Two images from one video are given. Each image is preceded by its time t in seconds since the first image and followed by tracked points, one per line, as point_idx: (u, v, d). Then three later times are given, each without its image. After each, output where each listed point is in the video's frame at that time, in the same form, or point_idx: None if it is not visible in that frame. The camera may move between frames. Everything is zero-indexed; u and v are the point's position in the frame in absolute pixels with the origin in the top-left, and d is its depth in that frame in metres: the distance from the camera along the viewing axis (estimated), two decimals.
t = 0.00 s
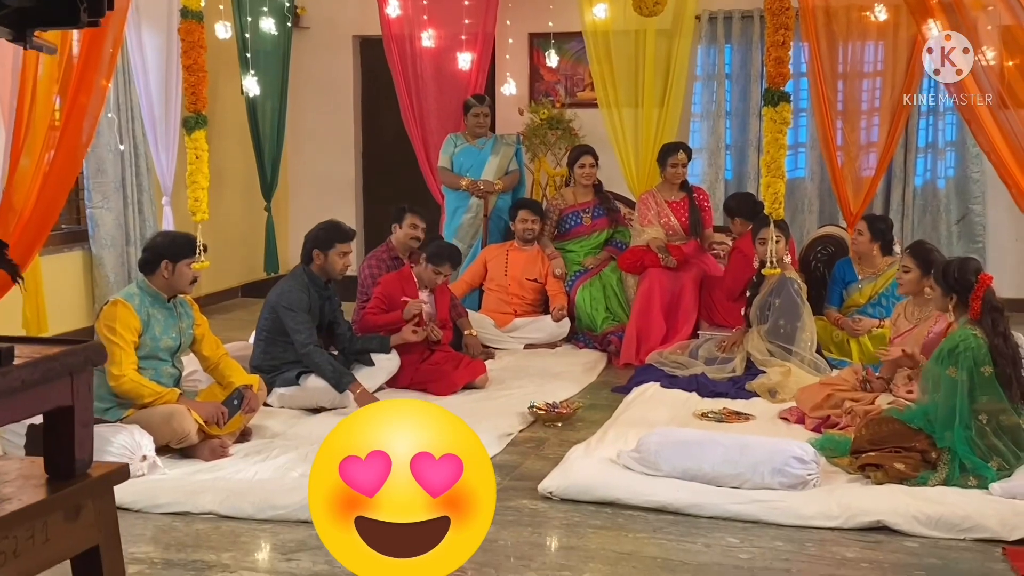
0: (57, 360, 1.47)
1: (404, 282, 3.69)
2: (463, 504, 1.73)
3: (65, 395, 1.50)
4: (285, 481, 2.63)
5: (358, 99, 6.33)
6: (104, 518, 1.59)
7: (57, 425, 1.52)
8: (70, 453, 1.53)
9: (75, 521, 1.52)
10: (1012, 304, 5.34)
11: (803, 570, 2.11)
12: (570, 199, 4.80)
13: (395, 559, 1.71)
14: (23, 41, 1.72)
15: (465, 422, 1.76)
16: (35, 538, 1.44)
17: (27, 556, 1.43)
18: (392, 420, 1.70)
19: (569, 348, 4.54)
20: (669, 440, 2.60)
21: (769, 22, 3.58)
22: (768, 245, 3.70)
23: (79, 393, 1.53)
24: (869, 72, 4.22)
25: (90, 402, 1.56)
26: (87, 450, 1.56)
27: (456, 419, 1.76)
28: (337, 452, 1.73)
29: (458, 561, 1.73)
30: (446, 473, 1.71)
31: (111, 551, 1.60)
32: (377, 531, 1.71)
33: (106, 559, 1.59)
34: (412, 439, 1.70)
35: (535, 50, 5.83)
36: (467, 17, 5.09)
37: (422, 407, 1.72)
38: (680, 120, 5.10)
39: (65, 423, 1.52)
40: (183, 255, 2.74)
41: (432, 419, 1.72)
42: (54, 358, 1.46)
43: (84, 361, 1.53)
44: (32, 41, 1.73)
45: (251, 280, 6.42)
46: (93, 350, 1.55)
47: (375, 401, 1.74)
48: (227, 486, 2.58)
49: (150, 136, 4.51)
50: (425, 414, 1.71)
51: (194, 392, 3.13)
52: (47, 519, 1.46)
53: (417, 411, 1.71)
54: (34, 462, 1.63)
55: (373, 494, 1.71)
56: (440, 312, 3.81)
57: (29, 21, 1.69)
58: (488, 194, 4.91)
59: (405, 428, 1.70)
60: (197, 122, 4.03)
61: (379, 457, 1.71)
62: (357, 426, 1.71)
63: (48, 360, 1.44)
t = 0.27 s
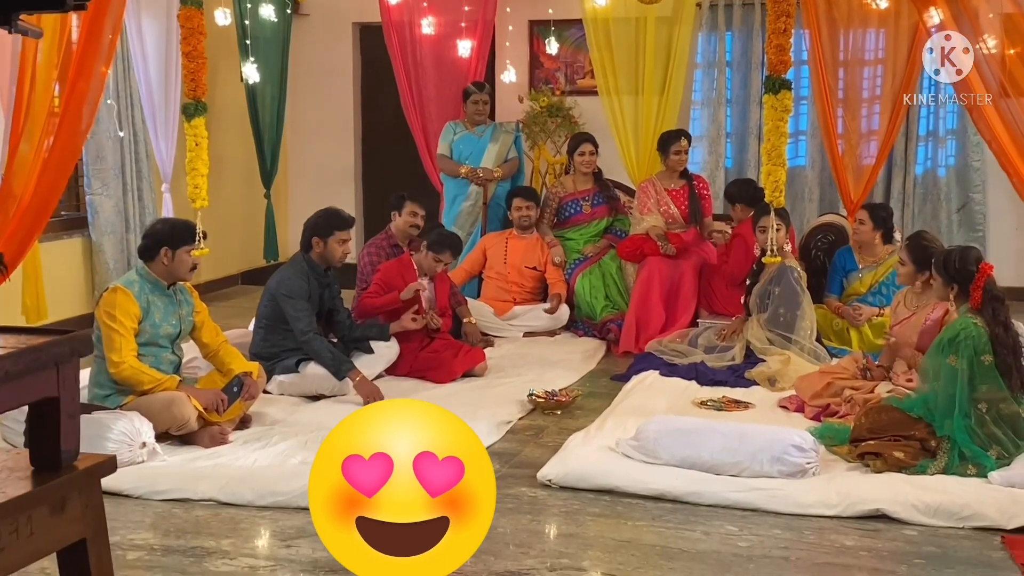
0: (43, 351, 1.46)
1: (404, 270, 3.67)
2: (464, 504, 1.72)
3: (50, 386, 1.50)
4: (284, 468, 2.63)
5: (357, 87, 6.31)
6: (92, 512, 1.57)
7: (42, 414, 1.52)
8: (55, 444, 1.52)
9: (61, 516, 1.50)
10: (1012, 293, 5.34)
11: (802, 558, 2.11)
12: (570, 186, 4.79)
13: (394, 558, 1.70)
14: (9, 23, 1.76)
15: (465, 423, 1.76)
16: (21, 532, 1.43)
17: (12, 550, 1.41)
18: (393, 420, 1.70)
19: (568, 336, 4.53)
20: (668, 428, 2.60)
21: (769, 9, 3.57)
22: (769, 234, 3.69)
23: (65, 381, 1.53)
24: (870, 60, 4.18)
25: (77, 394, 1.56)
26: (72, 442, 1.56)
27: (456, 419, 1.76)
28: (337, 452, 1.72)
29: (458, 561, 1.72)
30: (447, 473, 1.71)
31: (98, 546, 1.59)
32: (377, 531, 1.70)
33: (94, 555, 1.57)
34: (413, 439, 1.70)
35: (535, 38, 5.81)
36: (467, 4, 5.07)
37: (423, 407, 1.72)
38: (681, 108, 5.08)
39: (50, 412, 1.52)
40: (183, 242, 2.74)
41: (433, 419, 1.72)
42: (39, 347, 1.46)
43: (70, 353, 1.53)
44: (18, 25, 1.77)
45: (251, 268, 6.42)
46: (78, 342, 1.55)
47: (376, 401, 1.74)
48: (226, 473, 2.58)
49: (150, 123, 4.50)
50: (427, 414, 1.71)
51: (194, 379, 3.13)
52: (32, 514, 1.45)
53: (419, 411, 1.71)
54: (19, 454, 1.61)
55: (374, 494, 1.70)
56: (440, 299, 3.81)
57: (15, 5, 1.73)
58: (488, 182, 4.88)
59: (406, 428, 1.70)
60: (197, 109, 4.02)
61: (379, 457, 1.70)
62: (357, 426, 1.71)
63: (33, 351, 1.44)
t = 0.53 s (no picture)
0: (31, 345, 1.44)
1: (407, 260, 3.68)
2: (464, 504, 1.68)
3: (40, 380, 1.47)
4: (287, 457, 2.64)
5: (358, 76, 6.29)
6: (83, 508, 1.55)
7: (32, 410, 1.49)
8: (45, 440, 1.50)
9: (51, 512, 1.48)
10: (1014, 283, 5.33)
11: (804, 548, 2.11)
12: (572, 176, 4.78)
13: (394, 558, 1.65)
14: None
15: (464, 422, 1.71)
16: (10, 529, 1.41)
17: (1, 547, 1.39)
18: (392, 419, 1.66)
19: (570, 326, 4.53)
20: (671, 418, 2.61)
21: None
22: (771, 223, 3.67)
23: (54, 376, 1.50)
24: (873, 49, 4.19)
25: (66, 388, 1.53)
26: (64, 437, 1.53)
27: (456, 418, 1.71)
28: (336, 452, 1.67)
29: (458, 561, 1.68)
30: (447, 472, 1.66)
31: (89, 543, 1.57)
32: (376, 532, 1.65)
33: (85, 551, 1.55)
34: (413, 439, 1.65)
35: (537, 27, 5.79)
36: None
37: (423, 406, 1.68)
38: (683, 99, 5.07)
39: (40, 407, 1.49)
40: (185, 231, 2.74)
41: (433, 418, 1.68)
42: (27, 341, 1.43)
43: (60, 347, 1.50)
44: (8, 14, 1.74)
45: (254, 258, 6.42)
46: (68, 336, 1.51)
47: (375, 401, 1.70)
48: (229, 462, 2.58)
49: (152, 112, 4.49)
50: (426, 413, 1.67)
51: (196, 368, 3.13)
52: (21, 511, 1.42)
53: (418, 411, 1.66)
54: (10, 450, 1.60)
55: (373, 494, 1.65)
56: (442, 288, 3.82)
57: None
58: (489, 171, 4.86)
59: (405, 428, 1.66)
60: (199, 98, 4.01)
61: (379, 457, 1.66)
62: (356, 426, 1.66)
63: (22, 345, 1.41)
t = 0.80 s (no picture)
0: (17, 341, 1.43)
1: (410, 251, 3.68)
2: (464, 505, 1.65)
3: (26, 377, 1.47)
4: (289, 448, 2.64)
5: (359, 67, 6.27)
6: (69, 507, 1.55)
7: (18, 408, 1.49)
8: (31, 438, 1.49)
9: (37, 509, 1.48)
10: (1017, 274, 5.32)
11: (805, 539, 2.12)
12: (574, 166, 4.75)
13: (394, 558, 1.63)
14: None
15: (466, 423, 1.69)
16: None
17: None
18: (393, 419, 1.63)
19: (572, 316, 4.52)
20: (673, 409, 2.61)
21: None
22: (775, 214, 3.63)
23: (40, 372, 1.49)
24: (876, 40, 4.16)
25: (53, 384, 1.53)
26: (50, 435, 1.53)
27: (458, 418, 1.69)
28: (337, 452, 1.65)
29: (458, 562, 1.65)
30: (448, 473, 1.64)
31: (76, 540, 1.57)
32: (377, 532, 1.63)
33: (71, 548, 1.55)
34: (414, 439, 1.63)
35: (539, 17, 5.77)
36: None
37: (424, 406, 1.65)
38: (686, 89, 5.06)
39: (27, 403, 1.49)
40: (187, 222, 2.73)
41: (434, 418, 1.65)
42: (13, 338, 1.43)
43: (47, 342, 1.49)
44: None
45: (256, 249, 6.42)
46: (54, 331, 1.51)
47: (376, 400, 1.67)
48: (231, 453, 2.59)
49: (154, 102, 4.48)
50: (427, 413, 1.64)
51: (199, 359, 3.13)
52: (7, 509, 1.42)
53: (420, 411, 1.64)
54: None
55: (374, 494, 1.63)
56: (444, 280, 3.80)
57: None
58: (491, 161, 4.86)
59: (406, 428, 1.63)
60: (200, 89, 3.99)
61: (380, 457, 1.63)
62: (357, 425, 1.64)
63: (9, 341, 1.41)
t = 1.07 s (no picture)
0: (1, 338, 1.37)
1: (411, 243, 3.66)
2: (465, 505, 1.59)
3: (11, 373, 1.42)
4: (291, 440, 2.64)
5: (361, 59, 6.26)
6: (56, 508, 1.51)
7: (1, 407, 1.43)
8: (16, 438, 1.44)
9: (23, 511, 1.44)
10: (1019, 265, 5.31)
11: (808, 532, 2.11)
12: (576, 158, 4.75)
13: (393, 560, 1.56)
14: None
15: (465, 421, 1.62)
16: None
17: None
18: (392, 418, 1.57)
19: (574, 309, 4.52)
20: (675, 402, 2.60)
21: None
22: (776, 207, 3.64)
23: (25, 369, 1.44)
24: (878, 31, 4.15)
25: (39, 383, 1.47)
26: (36, 435, 1.47)
27: (457, 417, 1.62)
28: (335, 452, 1.58)
29: (459, 563, 1.59)
30: (447, 472, 1.58)
31: (64, 542, 1.53)
32: (376, 534, 1.57)
33: (59, 550, 1.52)
34: (413, 438, 1.56)
35: (541, 9, 5.75)
36: None
37: (423, 404, 1.59)
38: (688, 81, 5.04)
39: (12, 403, 1.43)
40: (189, 215, 2.73)
41: (433, 416, 1.59)
42: None
43: (31, 340, 1.43)
44: None
45: (257, 242, 6.42)
46: (40, 328, 1.45)
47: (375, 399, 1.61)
48: (233, 446, 2.59)
49: (155, 95, 4.48)
50: (427, 411, 1.58)
51: (200, 352, 3.13)
52: None
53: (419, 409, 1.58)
54: None
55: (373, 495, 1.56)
56: (446, 272, 3.81)
57: None
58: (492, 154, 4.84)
59: (405, 427, 1.56)
60: (201, 81, 3.98)
61: (378, 457, 1.57)
62: (355, 424, 1.57)
63: None
